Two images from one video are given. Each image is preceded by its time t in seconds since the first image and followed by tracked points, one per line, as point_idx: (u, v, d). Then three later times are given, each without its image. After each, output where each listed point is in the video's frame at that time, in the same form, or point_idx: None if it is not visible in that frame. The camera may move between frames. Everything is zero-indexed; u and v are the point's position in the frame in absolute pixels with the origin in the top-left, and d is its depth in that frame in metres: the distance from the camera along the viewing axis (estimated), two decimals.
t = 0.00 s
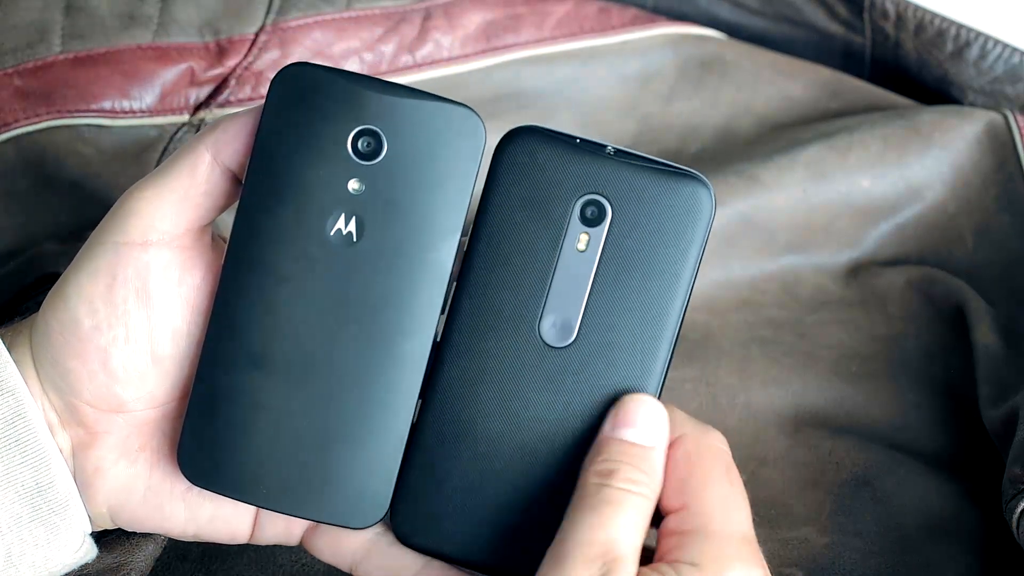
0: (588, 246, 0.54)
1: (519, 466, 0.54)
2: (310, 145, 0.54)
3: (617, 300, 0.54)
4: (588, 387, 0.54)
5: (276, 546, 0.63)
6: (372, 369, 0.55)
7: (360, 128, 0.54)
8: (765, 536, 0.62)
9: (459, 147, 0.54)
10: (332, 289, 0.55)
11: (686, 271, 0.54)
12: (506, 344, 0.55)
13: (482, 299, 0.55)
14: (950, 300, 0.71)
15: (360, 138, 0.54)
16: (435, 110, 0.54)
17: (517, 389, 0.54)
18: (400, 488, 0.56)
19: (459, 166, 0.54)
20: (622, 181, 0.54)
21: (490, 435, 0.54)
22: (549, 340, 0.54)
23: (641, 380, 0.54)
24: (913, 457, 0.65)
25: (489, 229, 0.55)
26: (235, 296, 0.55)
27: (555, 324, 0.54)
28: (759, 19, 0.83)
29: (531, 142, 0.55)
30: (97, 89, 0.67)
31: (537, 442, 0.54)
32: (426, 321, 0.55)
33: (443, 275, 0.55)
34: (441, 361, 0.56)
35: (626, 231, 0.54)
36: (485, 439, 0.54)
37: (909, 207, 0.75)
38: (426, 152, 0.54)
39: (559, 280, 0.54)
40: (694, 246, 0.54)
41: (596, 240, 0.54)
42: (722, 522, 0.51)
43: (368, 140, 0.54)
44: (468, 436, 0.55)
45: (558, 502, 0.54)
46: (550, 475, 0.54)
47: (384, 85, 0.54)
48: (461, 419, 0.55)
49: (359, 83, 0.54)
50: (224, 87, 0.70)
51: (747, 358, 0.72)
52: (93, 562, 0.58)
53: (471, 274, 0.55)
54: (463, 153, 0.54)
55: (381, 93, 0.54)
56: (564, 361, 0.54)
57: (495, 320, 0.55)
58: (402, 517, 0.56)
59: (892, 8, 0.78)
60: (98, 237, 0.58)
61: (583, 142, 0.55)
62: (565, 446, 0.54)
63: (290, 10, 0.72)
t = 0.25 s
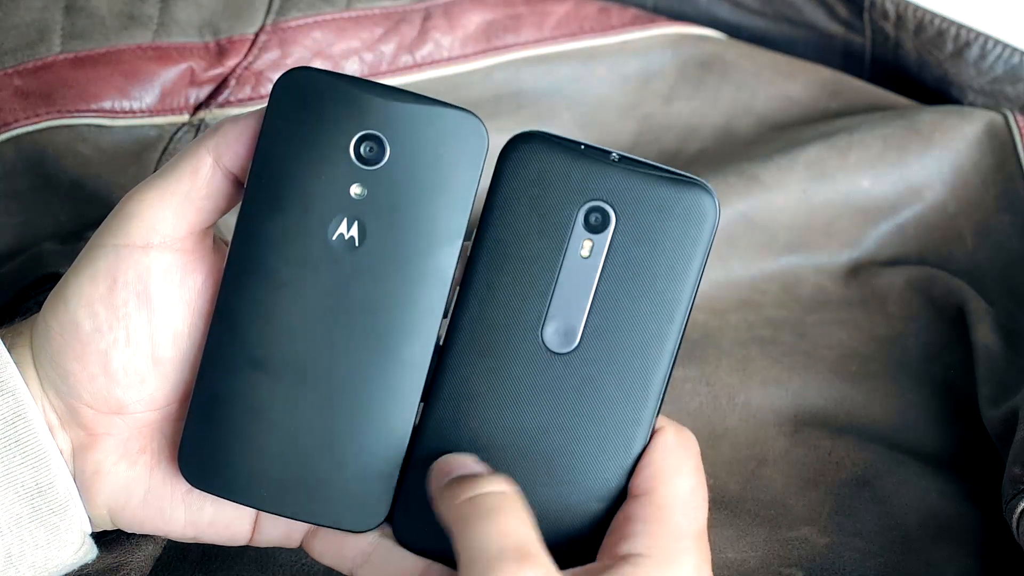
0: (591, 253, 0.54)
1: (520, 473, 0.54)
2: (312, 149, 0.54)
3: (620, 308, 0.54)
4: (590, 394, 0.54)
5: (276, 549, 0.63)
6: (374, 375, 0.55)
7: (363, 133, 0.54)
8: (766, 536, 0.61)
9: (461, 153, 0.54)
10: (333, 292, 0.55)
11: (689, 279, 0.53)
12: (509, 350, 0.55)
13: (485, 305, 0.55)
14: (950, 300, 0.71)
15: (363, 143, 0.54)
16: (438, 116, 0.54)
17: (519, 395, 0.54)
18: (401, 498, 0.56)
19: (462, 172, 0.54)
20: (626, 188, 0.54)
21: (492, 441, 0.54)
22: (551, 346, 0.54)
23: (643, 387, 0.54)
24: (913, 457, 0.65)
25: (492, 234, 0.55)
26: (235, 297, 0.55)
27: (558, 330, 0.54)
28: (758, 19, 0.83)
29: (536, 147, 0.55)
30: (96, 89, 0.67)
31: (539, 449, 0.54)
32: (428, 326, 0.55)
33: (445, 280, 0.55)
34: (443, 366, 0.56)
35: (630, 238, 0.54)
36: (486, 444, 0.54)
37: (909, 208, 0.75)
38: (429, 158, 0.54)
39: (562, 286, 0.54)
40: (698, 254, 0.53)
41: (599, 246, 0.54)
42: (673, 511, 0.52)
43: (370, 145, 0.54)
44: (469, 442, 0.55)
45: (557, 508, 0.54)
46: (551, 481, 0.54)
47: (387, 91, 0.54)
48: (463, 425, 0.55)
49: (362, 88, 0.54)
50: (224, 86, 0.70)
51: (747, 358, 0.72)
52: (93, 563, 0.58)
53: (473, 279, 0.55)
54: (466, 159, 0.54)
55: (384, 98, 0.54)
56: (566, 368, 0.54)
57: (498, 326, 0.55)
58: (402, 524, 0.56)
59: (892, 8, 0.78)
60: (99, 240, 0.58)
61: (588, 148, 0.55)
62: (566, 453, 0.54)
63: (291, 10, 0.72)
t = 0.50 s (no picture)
0: (590, 251, 0.54)
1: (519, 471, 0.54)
2: (310, 147, 0.54)
3: (618, 306, 0.54)
4: (589, 392, 0.54)
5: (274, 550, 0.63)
6: (372, 373, 0.55)
7: (361, 131, 0.54)
8: (766, 536, 0.61)
9: (460, 151, 0.54)
10: (332, 291, 0.55)
11: (687, 276, 0.53)
12: (507, 349, 0.55)
13: (483, 304, 0.55)
14: (950, 300, 0.71)
15: (362, 142, 0.54)
16: (436, 113, 0.54)
17: (518, 394, 0.54)
18: (399, 495, 0.56)
19: (461, 170, 0.54)
20: (624, 186, 0.54)
21: (491, 439, 0.54)
22: (550, 345, 0.54)
23: (642, 385, 0.54)
24: (913, 457, 0.65)
25: (490, 233, 0.55)
26: (235, 297, 0.55)
27: (557, 328, 0.54)
28: (758, 19, 0.83)
29: (533, 145, 0.55)
30: (96, 89, 0.66)
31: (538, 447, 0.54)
32: (426, 324, 0.55)
33: (444, 278, 0.55)
34: (442, 365, 0.56)
35: (629, 236, 0.54)
36: (485, 443, 0.54)
37: (909, 208, 0.75)
38: (427, 155, 0.54)
39: (561, 284, 0.54)
40: (696, 251, 0.54)
41: (598, 244, 0.54)
42: (675, 514, 0.54)
43: (369, 142, 0.54)
44: (468, 440, 0.55)
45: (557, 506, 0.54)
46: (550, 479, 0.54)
47: (387, 89, 0.54)
48: (461, 423, 0.55)
49: (360, 87, 0.54)
50: (224, 86, 0.70)
51: (747, 358, 0.72)
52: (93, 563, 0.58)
53: (472, 278, 0.55)
54: (464, 157, 0.54)
55: (382, 96, 0.54)
56: (565, 366, 0.54)
57: (496, 324, 0.55)
58: (402, 522, 0.56)
59: (892, 8, 0.78)
60: (98, 239, 0.58)
61: (586, 146, 0.55)
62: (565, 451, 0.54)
63: (291, 10, 0.72)
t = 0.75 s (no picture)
0: (589, 251, 0.54)
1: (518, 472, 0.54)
2: (310, 148, 0.54)
3: (618, 307, 0.54)
4: (588, 393, 0.54)
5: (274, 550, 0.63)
6: (372, 374, 0.55)
7: (361, 131, 0.54)
8: (766, 535, 0.61)
9: (459, 151, 0.54)
10: (332, 291, 0.55)
11: (687, 277, 0.53)
12: (506, 349, 0.55)
13: (483, 304, 0.55)
14: (950, 300, 0.71)
15: (361, 142, 0.54)
16: (436, 114, 0.54)
17: (517, 394, 0.54)
18: (399, 495, 0.56)
19: (460, 170, 0.54)
20: (624, 186, 0.54)
21: (490, 440, 0.54)
22: (549, 345, 0.54)
23: (642, 385, 0.54)
24: (913, 457, 0.65)
25: (490, 233, 0.55)
26: (235, 296, 0.55)
27: (556, 329, 0.54)
28: (758, 19, 0.83)
29: (533, 146, 0.55)
30: (96, 90, 0.66)
31: (537, 448, 0.54)
32: (426, 325, 0.55)
33: (444, 279, 0.55)
34: (441, 365, 0.56)
35: (628, 236, 0.54)
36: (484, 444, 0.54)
37: (909, 208, 0.75)
38: (427, 156, 0.54)
39: (560, 284, 0.54)
40: (695, 251, 0.53)
41: (597, 245, 0.54)
42: (678, 514, 0.53)
43: (368, 143, 0.54)
44: (467, 441, 0.55)
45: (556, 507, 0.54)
46: (549, 480, 0.54)
47: (386, 89, 0.54)
48: (461, 424, 0.55)
49: (360, 87, 0.54)
50: (224, 86, 0.70)
51: (747, 358, 0.72)
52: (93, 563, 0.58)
53: (471, 278, 0.55)
54: (464, 157, 0.54)
55: (381, 97, 0.54)
56: (564, 366, 0.54)
57: (495, 325, 0.55)
58: (402, 522, 0.56)
59: (892, 8, 0.78)
60: (99, 240, 0.58)
61: (585, 147, 0.55)
62: (564, 451, 0.54)
63: (290, 10, 0.72)
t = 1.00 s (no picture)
0: (589, 250, 0.54)
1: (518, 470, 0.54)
2: (310, 148, 0.54)
3: (618, 305, 0.54)
4: (588, 392, 0.54)
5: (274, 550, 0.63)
6: (372, 373, 0.55)
7: (361, 131, 0.54)
8: (766, 535, 0.61)
9: (459, 150, 0.54)
10: (332, 291, 0.55)
11: (687, 275, 0.54)
12: (507, 348, 0.55)
13: (483, 303, 0.55)
14: (950, 301, 0.71)
15: (361, 142, 0.54)
16: (436, 113, 0.54)
17: (517, 393, 0.54)
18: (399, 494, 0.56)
19: (460, 169, 0.54)
20: (624, 185, 0.54)
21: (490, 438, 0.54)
22: (550, 344, 0.54)
23: (642, 384, 0.54)
24: (913, 457, 0.65)
25: (490, 232, 0.55)
26: (235, 297, 0.55)
27: (556, 328, 0.54)
28: (758, 19, 0.83)
29: (533, 145, 0.55)
30: (97, 90, 0.66)
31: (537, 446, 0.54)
32: (426, 324, 0.55)
33: (444, 278, 0.55)
34: (441, 364, 0.56)
35: (628, 235, 0.54)
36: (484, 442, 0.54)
37: (909, 208, 0.75)
38: (427, 155, 0.54)
39: (560, 283, 0.54)
40: (695, 250, 0.54)
41: (597, 243, 0.54)
42: (677, 515, 0.54)
43: (368, 143, 0.54)
44: (467, 440, 0.55)
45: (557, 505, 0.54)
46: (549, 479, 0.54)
47: (386, 89, 0.54)
48: (461, 422, 0.55)
49: (360, 87, 0.54)
50: (224, 86, 0.70)
51: (747, 358, 0.72)
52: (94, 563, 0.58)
53: (471, 277, 0.55)
54: (464, 156, 0.54)
55: (381, 96, 0.54)
56: (564, 365, 0.54)
57: (495, 324, 0.55)
58: (401, 521, 0.56)
59: (892, 8, 0.78)
60: (99, 240, 0.58)
61: (585, 146, 0.55)
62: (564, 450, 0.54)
63: (290, 10, 0.72)
